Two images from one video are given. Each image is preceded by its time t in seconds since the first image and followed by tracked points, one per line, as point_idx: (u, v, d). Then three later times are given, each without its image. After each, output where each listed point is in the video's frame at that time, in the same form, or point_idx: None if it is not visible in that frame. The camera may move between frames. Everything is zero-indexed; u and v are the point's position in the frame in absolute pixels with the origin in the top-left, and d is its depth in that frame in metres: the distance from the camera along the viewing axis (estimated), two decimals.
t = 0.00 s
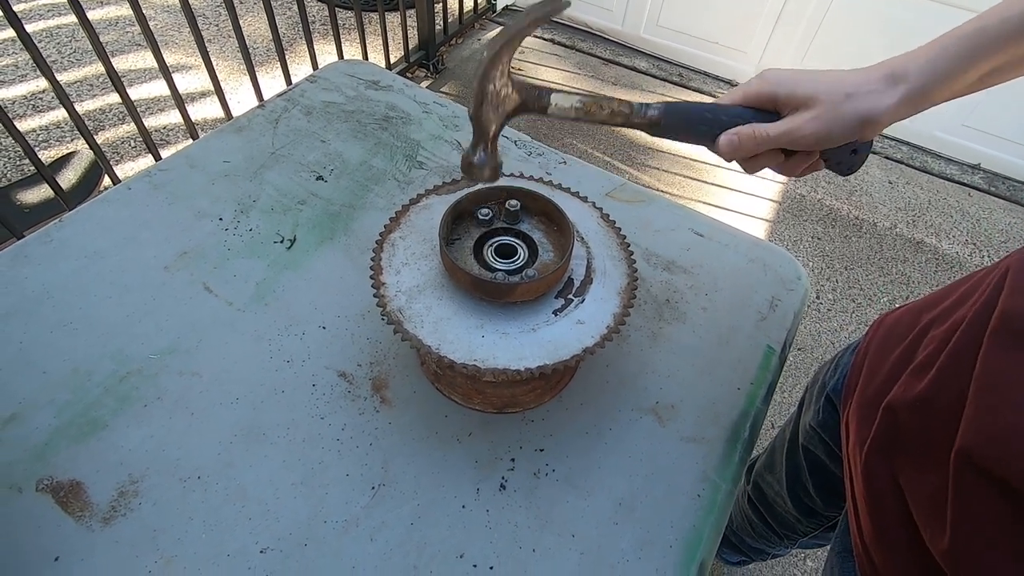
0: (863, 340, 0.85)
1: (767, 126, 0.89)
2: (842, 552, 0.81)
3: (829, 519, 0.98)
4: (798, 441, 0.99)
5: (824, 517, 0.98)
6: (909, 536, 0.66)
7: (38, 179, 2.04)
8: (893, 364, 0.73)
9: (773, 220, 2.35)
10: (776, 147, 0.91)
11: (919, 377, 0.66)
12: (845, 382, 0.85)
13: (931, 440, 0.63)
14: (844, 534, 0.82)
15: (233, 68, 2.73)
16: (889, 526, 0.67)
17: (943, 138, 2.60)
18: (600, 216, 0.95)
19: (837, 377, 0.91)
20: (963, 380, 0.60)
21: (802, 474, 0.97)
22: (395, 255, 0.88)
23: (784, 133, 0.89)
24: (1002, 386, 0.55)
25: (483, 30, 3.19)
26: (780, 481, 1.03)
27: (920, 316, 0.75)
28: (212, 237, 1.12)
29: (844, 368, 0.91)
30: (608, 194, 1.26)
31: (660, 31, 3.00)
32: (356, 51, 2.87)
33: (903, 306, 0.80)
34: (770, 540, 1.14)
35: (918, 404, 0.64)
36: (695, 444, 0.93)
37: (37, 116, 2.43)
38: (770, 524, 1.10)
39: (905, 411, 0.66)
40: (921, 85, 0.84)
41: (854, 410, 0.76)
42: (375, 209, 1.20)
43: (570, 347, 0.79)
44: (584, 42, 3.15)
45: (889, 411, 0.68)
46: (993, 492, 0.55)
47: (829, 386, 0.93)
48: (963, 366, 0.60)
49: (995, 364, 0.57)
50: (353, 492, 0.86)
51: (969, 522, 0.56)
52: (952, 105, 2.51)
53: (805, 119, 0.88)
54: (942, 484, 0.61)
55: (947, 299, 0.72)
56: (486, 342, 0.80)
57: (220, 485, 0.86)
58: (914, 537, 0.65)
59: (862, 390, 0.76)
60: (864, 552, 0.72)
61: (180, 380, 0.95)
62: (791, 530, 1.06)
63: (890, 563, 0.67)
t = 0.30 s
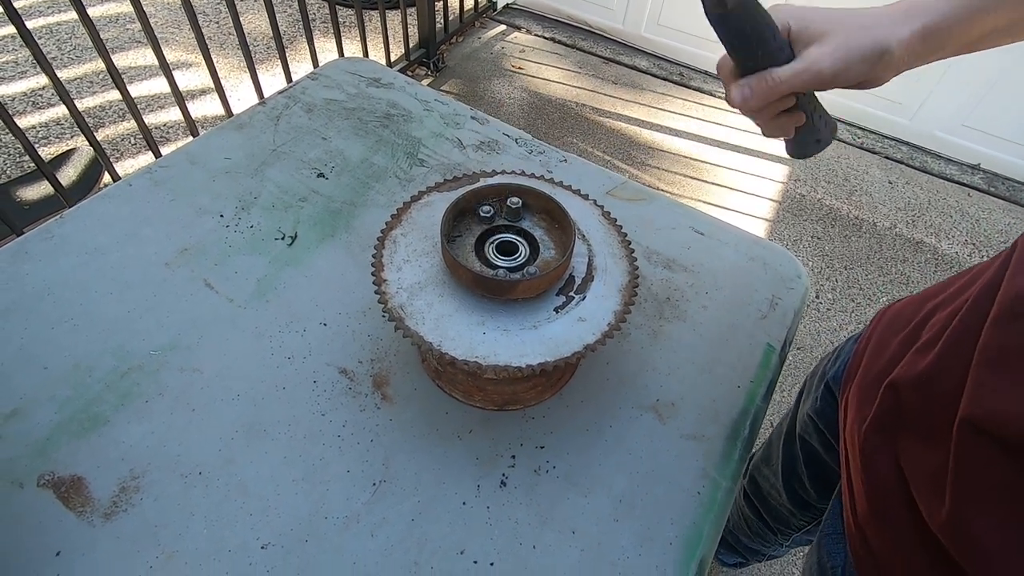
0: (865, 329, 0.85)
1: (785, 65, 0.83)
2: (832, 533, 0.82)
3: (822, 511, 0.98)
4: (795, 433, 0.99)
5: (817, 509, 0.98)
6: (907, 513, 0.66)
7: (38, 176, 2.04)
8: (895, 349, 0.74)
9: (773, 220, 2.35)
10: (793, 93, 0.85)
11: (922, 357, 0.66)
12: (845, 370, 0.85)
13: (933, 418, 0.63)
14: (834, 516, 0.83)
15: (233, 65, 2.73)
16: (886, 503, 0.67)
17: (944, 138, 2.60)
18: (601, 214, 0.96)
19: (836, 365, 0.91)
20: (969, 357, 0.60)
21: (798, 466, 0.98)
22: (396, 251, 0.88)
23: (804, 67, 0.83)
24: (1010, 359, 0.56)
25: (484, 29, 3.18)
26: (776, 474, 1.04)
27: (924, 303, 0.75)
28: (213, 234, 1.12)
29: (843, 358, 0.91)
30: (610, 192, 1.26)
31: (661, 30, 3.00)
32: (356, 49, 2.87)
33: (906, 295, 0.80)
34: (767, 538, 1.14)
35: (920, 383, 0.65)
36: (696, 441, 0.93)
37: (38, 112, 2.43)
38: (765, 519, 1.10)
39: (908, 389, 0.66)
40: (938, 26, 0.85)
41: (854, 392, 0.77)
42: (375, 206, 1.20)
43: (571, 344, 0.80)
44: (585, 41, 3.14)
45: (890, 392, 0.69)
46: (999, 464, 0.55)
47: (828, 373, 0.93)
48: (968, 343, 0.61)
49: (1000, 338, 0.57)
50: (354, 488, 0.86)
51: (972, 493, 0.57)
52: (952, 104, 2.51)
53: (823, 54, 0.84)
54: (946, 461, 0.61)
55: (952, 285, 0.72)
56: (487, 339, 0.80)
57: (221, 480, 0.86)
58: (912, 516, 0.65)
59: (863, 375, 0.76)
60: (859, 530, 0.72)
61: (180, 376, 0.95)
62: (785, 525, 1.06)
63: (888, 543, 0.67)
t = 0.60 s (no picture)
0: (868, 323, 0.85)
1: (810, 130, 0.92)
2: (840, 526, 0.81)
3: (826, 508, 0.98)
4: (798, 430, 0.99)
5: (820, 506, 0.98)
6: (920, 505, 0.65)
7: (38, 173, 2.04)
8: (899, 341, 0.73)
9: (773, 220, 2.35)
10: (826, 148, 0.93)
11: (926, 348, 0.66)
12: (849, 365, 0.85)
13: (941, 409, 0.63)
14: (844, 510, 0.81)
15: (233, 63, 2.73)
16: (899, 496, 0.67)
17: (943, 140, 2.60)
18: (601, 213, 0.95)
19: (840, 361, 0.91)
20: (970, 347, 0.60)
21: (801, 462, 0.98)
22: (397, 250, 0.88)
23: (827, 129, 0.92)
24: (1006, 347, 0.55)
25: (484, 27, 3.18)
26: (779, 472, 1.03)
27: (926, 296, 0.75)
28: (213, 232, 1.12)
29: (846, 354, 0.91)
30: (610, 192, 1.26)
31: (662, 30, 3.00)
32: (356, 47, 2.86)
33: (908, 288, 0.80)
34: (769, 536, 1.14)
35: (926, 374, 0.64)
36: (696, 441, 0.93)
37: (37, 110, 2.43)
38: (768, 517, 1.10)
39: (913, 381, 0.66)
40: (948, 79, 0.91)
41: (859, 387, 0.76)
42: (376, 205, 1.19)
43: (571, 343, 0.80)
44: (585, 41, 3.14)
45: (894, 385, 0.69)
46: (1009, 451, 0.55)
47: (831, 370, 0.93)
48: (968, 333, 0.61)
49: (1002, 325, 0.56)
50: (353, 487, 0.86)
51: (984, 482, 0.56)
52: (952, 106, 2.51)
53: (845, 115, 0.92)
54: (956, 451, 0.60)
55: (954, 276, 0.72)
56: (487, 338, 0.80)
57: (220, 478, 0.86)
58: (926, 509, 0.65)
59: (868, 369, 0.76)
60: (871, 523, 0.72)
61: (180, 374, 0.94)
62: (789, 522, 1.06)
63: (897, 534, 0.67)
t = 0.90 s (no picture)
0: (879, 322, 0.85)
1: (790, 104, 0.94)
2: (864, 526, 0.78)
3: (837, 506, 0.97)
4: (809, 427, 0.99)
5: (832, 503, 0.97)
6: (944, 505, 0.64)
7: (38, 170, 2.03)
8: (912, 340, 0.73)
9: (774, 220, 2.34)
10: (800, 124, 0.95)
11: (943, 346, 0.66)
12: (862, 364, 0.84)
13: (960, 406, 0.62)
14: (865, 508, 0.79)
15: (234, 61, 2.72)
16: (922, 497, 0.66)
17: (943, 141, 2.60)
18: (603, 212, 0.95)
19: (852, 359, 0.90)
20: (986, 343, 0.60)
21: (813, 460, 0.97)
22: (397, 249, 0.87)
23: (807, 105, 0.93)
24: (1020, 339, 0.55)
25: (486, 26, 3.18)
26: (788, 471, 1.03)
27: (938, 293, 0.74)
28: (213, 230, 1.11)
29: (857, 352, 0.90)
30: (611, 191, 1.25)
31: (663, 29, 2.99)
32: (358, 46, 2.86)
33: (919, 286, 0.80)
34: (773, 534, 1.14)
35: (944, 372, 0.64)
36: (697, 442, 0.93)
37: (37, 106, 2.42)
38: (775, 515, 1.10)
39: (931, 379, 0.65)
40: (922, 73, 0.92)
41: (874, 387, 0.76)
42: (376, 203, 1.19)
43: (573, 343, 0.79)
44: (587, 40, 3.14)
45: (912, 384, 0.68)
46: None
47: (842, 369, 0.92)
48: (983, 329, 0.60)
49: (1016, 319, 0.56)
50: (353, 486, 0.86)
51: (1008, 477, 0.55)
52: (953, 107, 2.51)
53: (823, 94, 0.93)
54: (977, 448, 0.60)
55: (966, 273, 0.71)
56: (489, 337, 0.79)
57: (219, 477, 0.85)
58: (952, 509, 0.63)
59: (882, 369, 0.75)
60: (897, 525, 0.70)
61: (179, 372, 0.94)
62: (798, 520, 1.05)
63: (924, 534, 0.66)
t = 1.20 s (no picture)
0: (881, 317, 0.84)
1: (755, 134, 0.85)
2: (868, 519, 0.77)
3: (841, 502, 0.97)
4: (812, 423, 0.98)
5: (835, 500, 0.97)
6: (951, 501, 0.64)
7: (36, 167, 2.03)
8: (915, 335, 0.73)
9: (774, 220, 2.34)
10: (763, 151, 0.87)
11: (946, 341, 0.65)
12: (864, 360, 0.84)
13: (963, 401, 0.62)
14: (870, 502, 0.78)
15: (233, 59, 2.72)
16: (929, 492, 0.66)
17: (943, 140, 2.60)
18: (602, 211, 0.95)
19: (854, 355, 0.90)
20: (987, 337, 0.60)
21: (817, 456, 0.97)
22: (395, 246, 0.87)
23: (772, 137, 0.85)
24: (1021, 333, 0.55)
25: (486, 24, 3.17)
26: (791, 467, 1.02)
27: (940, 287, 0.74)
28: (211, 227, 1.11)
29: (859, 348, 0.90)
30: (610, 189, 1.25)
31: (663, 28, 2.99)
32: (358, 44, 2.86)
33: (921, 281, 0.79)
34: (774, 531, 1.14)
35: (947, 367, 0.64)
36: (695, 441, 0.93)
37: (36, 104, 2.42)
38: (777, 512, 1.10)
39: (935, 374, 0.65)
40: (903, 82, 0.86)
41: (878, 383, 0.75)
42: (375, 201, 1.19)
43: (570, 342, 0.79)
44: (587, 39, 3.13)
45: (916, 378, 0.68)
46: None
47: (846, 364, 0.92)
48: (985, 324, 0.60)
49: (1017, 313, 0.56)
50: (350, 485, 0.86)
51: (1013, 471, 0.55)
52: (953, 106, 2.51)
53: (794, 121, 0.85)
54: (982, 443, 0.60)
55: (969, 267, 0.71)
56: (486, 335, 0.79)
57: (215, 474, 0.85)
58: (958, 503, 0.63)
59: (885, 365, 0.75)
60: (905, 520, 0.70)
61: (176, 370, 0.94)
62: (800, 517, 1.05)
63: (932, 528, 0.66)
